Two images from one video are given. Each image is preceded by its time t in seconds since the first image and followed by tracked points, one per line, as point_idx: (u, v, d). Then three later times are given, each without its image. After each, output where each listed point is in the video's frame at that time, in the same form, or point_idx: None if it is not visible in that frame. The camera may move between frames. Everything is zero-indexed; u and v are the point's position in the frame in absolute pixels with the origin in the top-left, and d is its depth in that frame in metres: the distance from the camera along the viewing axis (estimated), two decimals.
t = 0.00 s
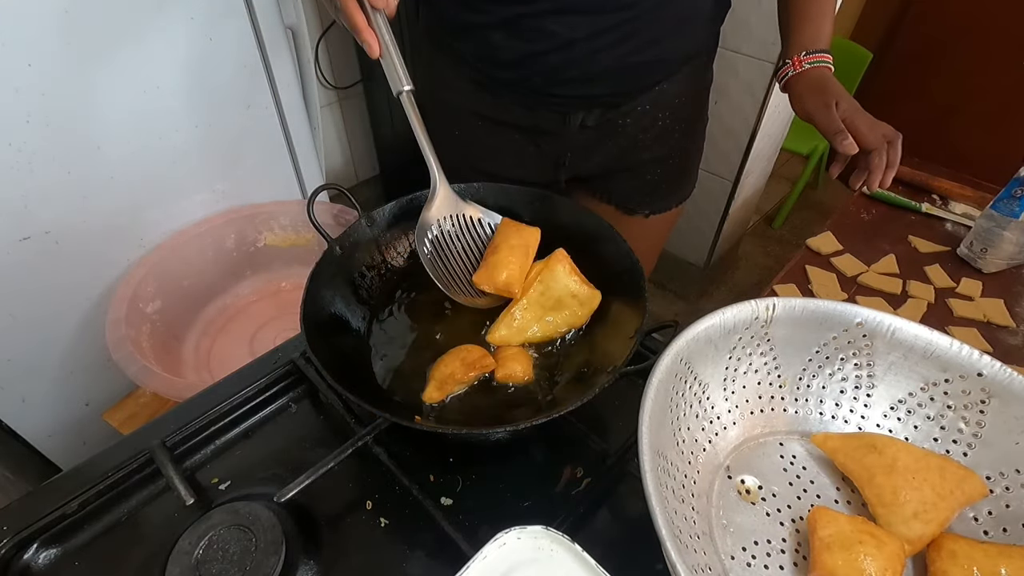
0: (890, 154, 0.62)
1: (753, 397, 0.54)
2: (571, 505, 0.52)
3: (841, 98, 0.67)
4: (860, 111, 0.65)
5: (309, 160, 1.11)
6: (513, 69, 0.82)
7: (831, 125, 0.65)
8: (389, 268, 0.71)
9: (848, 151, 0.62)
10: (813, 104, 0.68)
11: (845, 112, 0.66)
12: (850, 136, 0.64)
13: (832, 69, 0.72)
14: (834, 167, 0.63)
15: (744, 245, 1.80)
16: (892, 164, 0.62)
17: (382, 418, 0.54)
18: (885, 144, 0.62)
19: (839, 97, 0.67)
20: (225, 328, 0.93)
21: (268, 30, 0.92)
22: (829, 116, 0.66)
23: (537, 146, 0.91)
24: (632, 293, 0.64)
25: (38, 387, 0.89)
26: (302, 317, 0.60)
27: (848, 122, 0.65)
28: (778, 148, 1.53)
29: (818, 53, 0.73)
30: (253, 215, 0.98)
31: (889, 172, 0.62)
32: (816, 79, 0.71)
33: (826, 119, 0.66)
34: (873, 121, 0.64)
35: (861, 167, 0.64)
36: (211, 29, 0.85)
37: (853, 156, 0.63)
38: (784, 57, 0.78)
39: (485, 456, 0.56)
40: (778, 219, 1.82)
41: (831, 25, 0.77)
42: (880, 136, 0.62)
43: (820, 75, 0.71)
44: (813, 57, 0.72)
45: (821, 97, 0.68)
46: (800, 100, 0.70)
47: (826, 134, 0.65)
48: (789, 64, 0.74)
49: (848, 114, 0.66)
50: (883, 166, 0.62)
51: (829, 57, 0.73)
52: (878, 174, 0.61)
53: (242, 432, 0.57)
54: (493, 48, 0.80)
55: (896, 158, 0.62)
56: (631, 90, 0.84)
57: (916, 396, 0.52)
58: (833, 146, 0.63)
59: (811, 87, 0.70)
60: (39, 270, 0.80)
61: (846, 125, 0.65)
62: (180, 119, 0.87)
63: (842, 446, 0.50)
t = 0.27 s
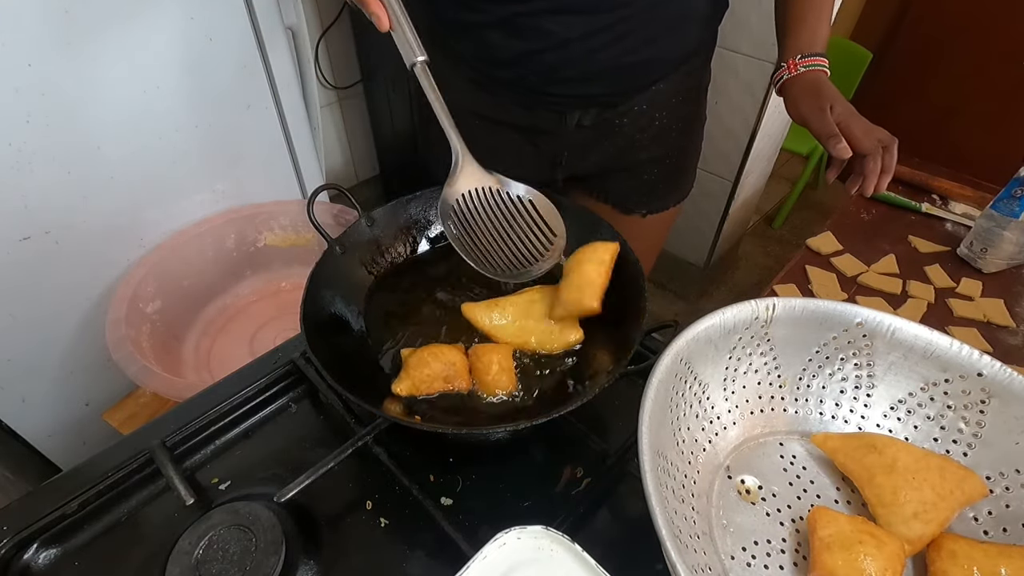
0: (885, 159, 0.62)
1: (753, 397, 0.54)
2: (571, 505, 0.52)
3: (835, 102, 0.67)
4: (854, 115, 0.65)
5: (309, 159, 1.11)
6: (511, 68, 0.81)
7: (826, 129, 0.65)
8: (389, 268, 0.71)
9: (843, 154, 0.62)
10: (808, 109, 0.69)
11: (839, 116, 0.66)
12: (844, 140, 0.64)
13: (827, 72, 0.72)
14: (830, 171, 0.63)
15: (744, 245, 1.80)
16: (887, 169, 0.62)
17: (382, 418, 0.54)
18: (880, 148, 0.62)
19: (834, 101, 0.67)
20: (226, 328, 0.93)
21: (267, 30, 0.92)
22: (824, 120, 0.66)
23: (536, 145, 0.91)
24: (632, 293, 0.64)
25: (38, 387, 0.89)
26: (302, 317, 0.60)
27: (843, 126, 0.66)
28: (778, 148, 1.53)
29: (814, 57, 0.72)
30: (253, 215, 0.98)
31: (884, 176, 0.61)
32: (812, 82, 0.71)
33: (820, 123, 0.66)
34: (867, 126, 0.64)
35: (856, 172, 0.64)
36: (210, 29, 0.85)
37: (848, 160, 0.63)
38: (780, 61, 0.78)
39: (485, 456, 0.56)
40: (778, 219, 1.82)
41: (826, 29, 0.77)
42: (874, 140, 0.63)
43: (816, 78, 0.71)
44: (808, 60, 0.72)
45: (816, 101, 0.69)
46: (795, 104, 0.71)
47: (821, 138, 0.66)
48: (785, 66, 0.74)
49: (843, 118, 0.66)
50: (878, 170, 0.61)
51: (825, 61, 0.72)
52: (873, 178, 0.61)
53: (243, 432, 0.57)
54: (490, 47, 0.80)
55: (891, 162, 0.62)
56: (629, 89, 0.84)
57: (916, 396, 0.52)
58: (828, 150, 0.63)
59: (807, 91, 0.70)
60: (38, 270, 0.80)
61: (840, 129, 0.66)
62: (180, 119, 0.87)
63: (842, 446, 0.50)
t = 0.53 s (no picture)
0: (884, 156, 0.62)
1: (753, 397, 0.54)
2: (571, 505, 0.52)
3: (835, 101, 0.67)
4: (853, 114, 0.65)
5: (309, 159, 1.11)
6: (510, 68, 0.81)
7: (825, 127, 0.65)
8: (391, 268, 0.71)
9: (841, 152, 0.62)
10: (806, 107, 0.69)
11: (838, 114, 0.66)
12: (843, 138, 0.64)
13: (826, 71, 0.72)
14: (829, 169, 0.63)
15: (744, 245, 1.80)
16: (885, 167, 0.61)
17: (381, 418, 0.54)
18: (878, 146, 0.62)
19: (833, 99, 0.68)
20: (226, 328, 0.93)
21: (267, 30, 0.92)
22: (823, 118, 0.66)
23: (536, 145, 0.91)
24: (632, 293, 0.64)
25: (38, 387, 0.89)
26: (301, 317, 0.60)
27: (841, 124, 0.66)
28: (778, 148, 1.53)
29: (812, 55, 0.72)
30: (253, 215, 0.98)
31: (882, 174, 0.61)
32: (810, 82, 0.71)
33: (819, 121, 0.67)
34: (866, 124, 0.64)
35: (854, 170, 0.63)
36: (210, 29, 0.85)
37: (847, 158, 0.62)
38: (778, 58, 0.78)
39: (484, 456, 0.56)
40: (778, 219, 1.82)
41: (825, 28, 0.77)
42: (873, 138, 0.62)
43: (815, 77, 0.71)
44: (807, 59, 0.72)
45: (815, 100, 0.69)
46: (794, 103, 0.71)
47: (819, 137, 0.66)
48: (783, 66, 0.74)
49: (841, 117, 0.66)
50: (876, 168, 0.61)
51: (823, 59, 0.73)
52: (872, 175, 0.61)
53: (243, 432, 0.57)
54: (490, 47, 0.80)
55: (889, 160, 0.62)
56: (628, 89, 0.84)
57: (916, 396, 0.52)
58: (827, 148, 0.63)
59: (806, 90, 0.70)
60: (38, 270, 0.80)
61: (839, 128, 0.66)
62: (180, 119, 0.87)
63: (842, 446, 0.50)
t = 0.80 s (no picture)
0: (880, 155, 0.62)
1: (753, 397, 0.54)
2: (571, 505, 0.52)
3: (831, 99, 0.67)
4: (849, 112, 0.65)
5: (309, 159, 1.11)
6: (510, 68, 0.81)
7: (821, 127, 0.65)
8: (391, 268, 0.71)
9: (837, 152, 0.62)
10: (804, 106, 0.69)
11: (835, 113, 0.66)
12: (839, 137, 0.64)
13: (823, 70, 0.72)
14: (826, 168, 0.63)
15: (744, 245, 1.80)
16: (881, 166, 0.61)
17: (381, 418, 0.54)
18: (874, 145, 0.62)
19: (830, 98, 0.67)
20: (226, 328, 0.93)
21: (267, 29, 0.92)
22: (819, 118, 0.66)
23: (535, 145, 0.91)
24: (632, 293, 0.64)
25: (38, 387, 0.89)
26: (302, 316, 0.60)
27: (838, 123, 0.66)
28: (778, 148, 1.53)
29: (810, 54, 0.73)
30: (253, 215, 0.98)
31: (879, 173, 0.61)
32: (808, 81, 0.71)
33: (815, 120, 0.67)
34: (862, 123, 0.64)
35: (851, 169, 0.63)
36: (211, 29, 0.85)
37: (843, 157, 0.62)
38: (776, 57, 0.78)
39: (484, 456, 0.56)
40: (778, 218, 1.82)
41: (822, 27, 0.77)
42: (869, 136, 0.62)
43: (812, 76, 0.71)
44: (804, 59, 0.72)
45: (812, 99, 0.69)
46: (792, 101, 0.71)
47: (816, 136, 0.66)
48: (781, 65, 0.74)
49: (837, 116, 0.66)
50: (872, 167, 0.61)
51: (820, 58, 0.73)
52: (868, 174, 0.61)
53: (243, 432, 0.57)
54: (490, 47, 0.80)
55: (886, 159, 0.61)
56: (628, 89, 0.84)
57: (916, 396, 0.52)
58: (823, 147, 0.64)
59: (803, 89, 0.70)
60: (38, 270, 0.80)
61: (836, 127, 0.66)
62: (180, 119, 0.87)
63: (842, 446, 0.50)
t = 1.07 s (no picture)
0: (883, 155, 0.62)
1: (753, 397, 0.54)
2: (571, 505, 0.52)
3: (834, 98, 0.67)
4: (852, 112, 0.65)
5: (309, 159, 1.11)
6: (510, 69, 0.81)
7: (824, 126, 0.65)
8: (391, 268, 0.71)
9: (840, 152, 0.62)
10: (806, 105, 0.69)
11: (837, 112, 0.66)
12: (841, 136, 0.64)
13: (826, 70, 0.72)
14: (828, 168, 0.63)
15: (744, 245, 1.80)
16: (884, 165, 0.61)
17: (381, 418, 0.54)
18: (878, 144, 0.62)
19: (832, 97, 0.67)
20: (226, 328, 0.93)
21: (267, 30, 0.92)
22: (821, 117, 0.66)
23: (535, 146, 0.91)
24: (632, 293, 0.64)
25: (38, 387, 0.89)
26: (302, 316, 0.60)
27: (840, 122, 0.66)
28: (778, 148, 1.53)
29: (812, 53, 0.73)
30: (253, 215, 0.98)
31: (881, 173, 0.61)
32: (810, 80, 0.71)
33: (817, 119, 0.67)
34: (865, 122, 0.64)
35: (853, 168, 0.63)
36: (211, 29, 0.85)
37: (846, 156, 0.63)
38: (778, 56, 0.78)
39: (484, 456, 0.56)
40: (778, 219, 1.82)
41: (824, 27, 0.77)
42: (873, 136, 0.62)
43: (814, 76, 0.71)
44: (806, 57, 0.72)
45: (814, 98, 0.69)
46: (794, 101, 0.71)
47: (818, 135, 0.66)
48: (782, 65, 0.74)
49: (840, 115, 0.66)
50: (875, 167, 0.61)
51: (823, 57, 0.72)
52: (871, 173, 0.61)
53: (243, 432, 0.57)
54: (490, 48, 0.80)
55: (889, 159, 0.62)
56: (627, 89, 0.84)
57: (916, 396, 0.52)
58: (826, 146, 0.63)
59: (805, 88, 0.70)
60: (38, 270, 0.80)
61: (838, 126, 0.66)
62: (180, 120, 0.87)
63: (842, 446, 0.50)
